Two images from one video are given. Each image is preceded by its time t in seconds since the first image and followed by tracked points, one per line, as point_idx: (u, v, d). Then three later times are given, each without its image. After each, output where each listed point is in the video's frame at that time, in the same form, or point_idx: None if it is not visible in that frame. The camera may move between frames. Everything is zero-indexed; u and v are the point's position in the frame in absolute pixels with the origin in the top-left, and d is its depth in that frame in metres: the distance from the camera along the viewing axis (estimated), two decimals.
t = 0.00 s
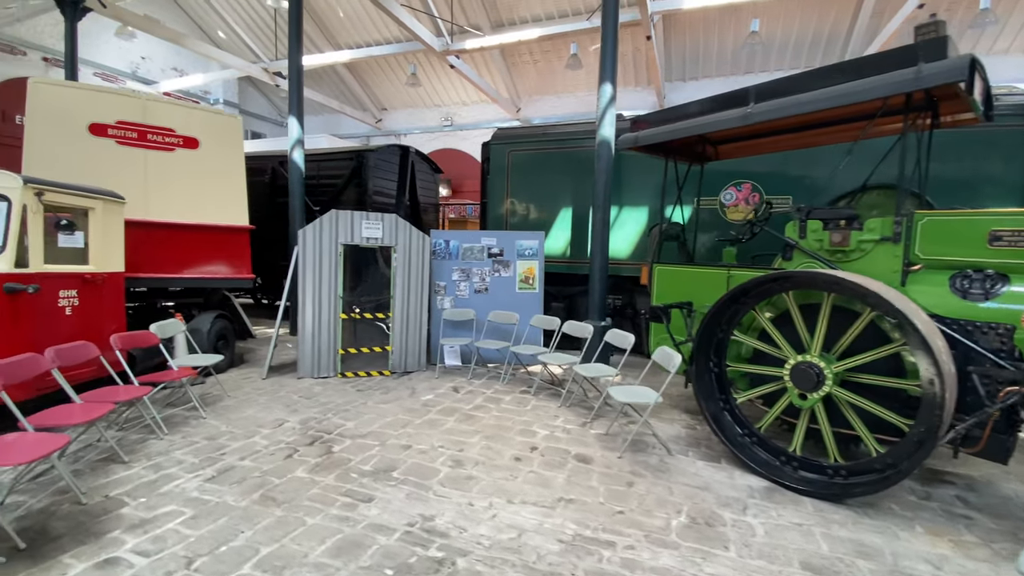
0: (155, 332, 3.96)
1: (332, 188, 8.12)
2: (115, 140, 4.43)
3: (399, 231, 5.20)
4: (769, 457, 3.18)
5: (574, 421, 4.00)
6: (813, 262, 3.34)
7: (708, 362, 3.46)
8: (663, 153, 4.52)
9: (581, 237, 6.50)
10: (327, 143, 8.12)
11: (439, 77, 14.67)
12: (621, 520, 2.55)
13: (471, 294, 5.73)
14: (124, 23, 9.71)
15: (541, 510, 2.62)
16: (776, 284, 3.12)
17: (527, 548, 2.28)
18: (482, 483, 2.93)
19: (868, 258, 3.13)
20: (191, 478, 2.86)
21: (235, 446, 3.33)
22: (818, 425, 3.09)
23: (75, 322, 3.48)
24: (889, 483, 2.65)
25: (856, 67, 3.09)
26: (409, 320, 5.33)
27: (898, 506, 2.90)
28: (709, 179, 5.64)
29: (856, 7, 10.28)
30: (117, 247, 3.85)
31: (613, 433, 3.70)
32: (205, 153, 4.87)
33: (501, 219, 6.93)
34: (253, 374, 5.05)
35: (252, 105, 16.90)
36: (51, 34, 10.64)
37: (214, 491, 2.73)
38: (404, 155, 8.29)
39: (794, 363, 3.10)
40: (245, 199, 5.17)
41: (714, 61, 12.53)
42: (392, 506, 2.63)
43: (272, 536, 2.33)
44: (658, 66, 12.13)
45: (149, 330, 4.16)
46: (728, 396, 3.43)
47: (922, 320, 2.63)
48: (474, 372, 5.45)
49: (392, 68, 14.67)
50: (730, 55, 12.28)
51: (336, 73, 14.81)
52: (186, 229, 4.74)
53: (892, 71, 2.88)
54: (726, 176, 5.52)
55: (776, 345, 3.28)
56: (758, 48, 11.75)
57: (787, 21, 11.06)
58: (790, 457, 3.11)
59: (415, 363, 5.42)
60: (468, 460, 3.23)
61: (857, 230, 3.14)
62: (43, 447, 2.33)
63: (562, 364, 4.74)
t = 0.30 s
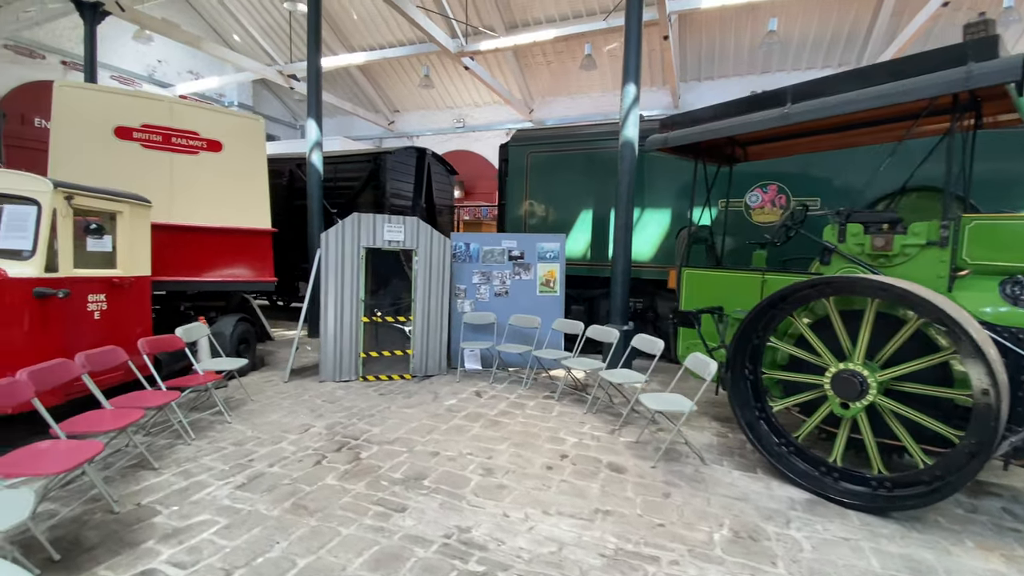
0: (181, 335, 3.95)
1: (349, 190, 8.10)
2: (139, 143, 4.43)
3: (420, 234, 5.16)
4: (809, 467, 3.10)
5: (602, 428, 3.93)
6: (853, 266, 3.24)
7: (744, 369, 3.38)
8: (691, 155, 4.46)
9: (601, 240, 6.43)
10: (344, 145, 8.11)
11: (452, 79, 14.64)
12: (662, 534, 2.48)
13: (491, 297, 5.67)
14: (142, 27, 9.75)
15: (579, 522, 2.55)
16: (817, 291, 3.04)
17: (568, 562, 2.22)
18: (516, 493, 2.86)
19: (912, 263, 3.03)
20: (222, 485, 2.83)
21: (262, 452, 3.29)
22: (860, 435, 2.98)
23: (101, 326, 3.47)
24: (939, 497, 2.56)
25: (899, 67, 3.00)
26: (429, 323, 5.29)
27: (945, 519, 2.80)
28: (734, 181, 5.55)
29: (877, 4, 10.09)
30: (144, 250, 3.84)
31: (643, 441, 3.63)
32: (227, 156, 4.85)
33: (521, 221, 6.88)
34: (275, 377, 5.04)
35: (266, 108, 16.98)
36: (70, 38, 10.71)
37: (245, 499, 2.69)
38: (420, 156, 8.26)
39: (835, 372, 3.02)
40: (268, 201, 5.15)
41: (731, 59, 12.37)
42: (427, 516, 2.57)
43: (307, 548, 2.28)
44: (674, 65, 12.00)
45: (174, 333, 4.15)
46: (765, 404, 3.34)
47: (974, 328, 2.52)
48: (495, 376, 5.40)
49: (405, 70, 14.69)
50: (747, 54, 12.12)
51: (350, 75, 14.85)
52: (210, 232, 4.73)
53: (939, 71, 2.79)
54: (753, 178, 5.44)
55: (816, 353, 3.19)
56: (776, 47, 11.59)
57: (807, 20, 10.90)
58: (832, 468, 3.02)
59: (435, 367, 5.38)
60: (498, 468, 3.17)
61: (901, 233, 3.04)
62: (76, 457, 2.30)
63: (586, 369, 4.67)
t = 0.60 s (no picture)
0: (208, 337, 3.94)
1: (365, 191, 8.09)
2: (165, 144, 4.43)
3: (442, 236, 5.12)
4: (849, 474, 3.02)
5: (631, 432, 3.87)
6: (894, 269, 3.17)
7: (780, 374, 3.31)
8: (719, 155, 4.40)
9: (622, 241, 6.37)
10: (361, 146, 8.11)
11: (464, 79, 14.62)
12: (706, 542, 2.42)
13: (511, 299, 5.63)
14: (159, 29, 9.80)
15: (619, 530, 2.50)
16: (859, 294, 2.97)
17: (614, 572, 2.17)
18: (551, 499, 2.82)
19: (957, 265, 2.95)
20: (255, 489, 2.81)
21: (292, 455, 3.27)
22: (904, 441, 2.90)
23: (130, 328, 3.46)
24: (988, 505, 2.49)
25: (943, 64, 2.92)
26: (450, 325, 5.26)
27: (994, 529, 2.72)
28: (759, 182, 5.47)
29: (896, 2, 9.95)
30: (172, 251, 3.84)
31: (675, 446, 3.57)
32: (251, 157, 4.86)
33: (539, 222, 6.83)
34: (297, 378, 5.02)
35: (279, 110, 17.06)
36: (86, 41, 10.78)
37: (279, 504, 2.66)
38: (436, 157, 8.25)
39: (877, 377, 2.95)
40: (290, 202, 5.14)
41: (746, 58, 12.25)
42: (464, 522, 2.53)
43: (346, 554, 2.25)
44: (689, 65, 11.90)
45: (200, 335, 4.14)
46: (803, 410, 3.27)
47: None
48: (517, 378, 5.36)
49: (418, 72, 14.72)
50: (762, 54, 12.00)
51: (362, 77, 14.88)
52: (234, 234, 4.73)
53: (988, 69, 2.70)
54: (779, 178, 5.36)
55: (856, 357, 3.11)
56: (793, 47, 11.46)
57: (824, 18, 10.76)
58: (872, 475, 2.95)
59: (456, 369, 5.34)
60: (530, 474, 3.12)
61: (945, 235, 2.96)
62: (111, 462, 2.26)
63: (611, 372, 4.60)
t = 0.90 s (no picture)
0: (235, 340, 3.93)
1: (382, 193, 8.09)
2: (192, 147, 4.44)
3: (464, 238, 5.11)
4: (891, 482, 2.95)
5: (662, 438, 3.81)
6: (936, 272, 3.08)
7: (819, 378, 3.25)
8: (750, 156, 4.34)
9: (643, 243, 6.31)
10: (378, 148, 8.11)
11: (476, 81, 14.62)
12: (754, 553, 2.37)
13: (533, 301, 5.58)
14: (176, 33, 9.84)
15: (664, 539, 2.45)
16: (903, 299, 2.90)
17: None
18: (590, 506, 2.77)
19: (1002, 269, 2.94)
20: (291, 494, 2.79)
21: (324, 459, 3.24)
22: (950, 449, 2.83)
23: (162, 331, 3.46)
24: None
25: (992, 62, 2.85)
26: (472, 327, 5.23)
27: None
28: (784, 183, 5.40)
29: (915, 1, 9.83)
30: (201, 254, 3.84)
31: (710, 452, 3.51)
32: (276, 159, 4.86)
33: (559, 223, 6.79)
34: (320, 381, 5.01)
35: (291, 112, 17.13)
36: (103, 44, 10.84)
37: (317, 510, 2.64)
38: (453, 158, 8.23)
39: (923, 383, 2.88)
40: (314, 204, 5.13)
41: (761, 58, 12.14)
42: (504, 530, 2.49)
43: (389, 563, 2.21)
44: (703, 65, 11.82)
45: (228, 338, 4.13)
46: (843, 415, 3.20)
47: None
48: (540, 381, 5.32)
49: (430, 74, 14.74)
50: (778, 54, 11.90)
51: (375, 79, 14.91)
52: (258, 236, 4.72)
53: None
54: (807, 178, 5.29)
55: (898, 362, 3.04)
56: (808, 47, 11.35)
57: (841, 17, 10.64)
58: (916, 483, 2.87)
59: (478, 372, 5.31)
60: (565, 480, 3.08)
61: (991, 238, 2.93)
62: (153, 468, 2.23)
63: (638, 377, 4.52)
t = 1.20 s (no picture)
0: (258, 343, 3.91)
1: (397, 194, 8.09)
2: (213, 149, 4.43)
3: (484, 240, 5.10)
4: (931, 491, 2.87)
5: (689, 444, 3.75)
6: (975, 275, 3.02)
7: (853, 385, 3.16)
8: (776, 156, 4.27)
9: (661, 245, 6.25)
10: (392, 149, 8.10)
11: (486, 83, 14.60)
12: (797, 564, 2.31)
13: (552, 304, 5.54)
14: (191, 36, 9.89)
15: (703, 550, 2.40)
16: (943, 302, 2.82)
17: None
18: (623, 515, 2.72)
19: None
20: (320, 500, 2.75)
21: (350, 464, 3.21)
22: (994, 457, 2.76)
23: (188, 334, 3.45)
24: None
25: None
26: (491, 330, 5.21)
27: None
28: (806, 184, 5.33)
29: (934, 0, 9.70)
30: (224, 257, 3.82)
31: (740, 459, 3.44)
32: (295, 161, 4.86)
33: (575, 225, 6.74)
34: (339, 384, 4.98)
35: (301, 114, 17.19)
36: (118, 47, 10.91)
37: (347, 516, 2.60)
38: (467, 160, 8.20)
39: (964, 390, 2.80)
40: (333, 207, 5.12)
41: (775, 59, 12.04)
42: (539, 539, 2.45)
43: (425, 572, 2.18)
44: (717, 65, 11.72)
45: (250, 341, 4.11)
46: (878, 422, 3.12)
47: None
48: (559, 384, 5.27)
49: (440, 76, 14.74)
50: (792, 53, 11.79)
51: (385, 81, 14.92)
52: (278, 239, 4.70)
53: None
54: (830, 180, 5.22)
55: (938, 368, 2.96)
56: (823, 46, 11.23)
57: (857, 16, 10.52)
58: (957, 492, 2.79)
59: (497, 375, 5.28)
60: (595, 487, 3.02)
61: None
62: (188, 474, 2.21)
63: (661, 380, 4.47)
